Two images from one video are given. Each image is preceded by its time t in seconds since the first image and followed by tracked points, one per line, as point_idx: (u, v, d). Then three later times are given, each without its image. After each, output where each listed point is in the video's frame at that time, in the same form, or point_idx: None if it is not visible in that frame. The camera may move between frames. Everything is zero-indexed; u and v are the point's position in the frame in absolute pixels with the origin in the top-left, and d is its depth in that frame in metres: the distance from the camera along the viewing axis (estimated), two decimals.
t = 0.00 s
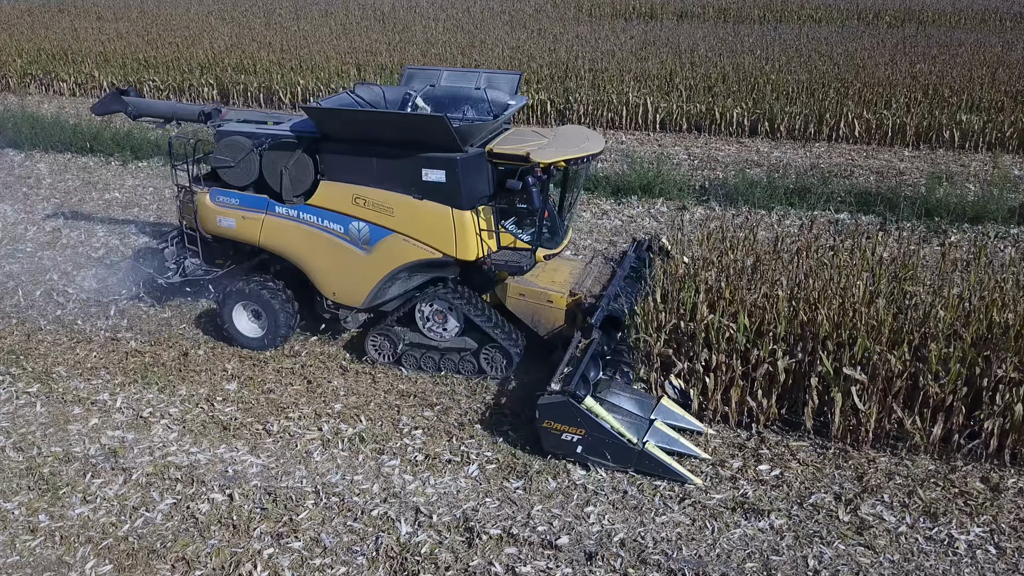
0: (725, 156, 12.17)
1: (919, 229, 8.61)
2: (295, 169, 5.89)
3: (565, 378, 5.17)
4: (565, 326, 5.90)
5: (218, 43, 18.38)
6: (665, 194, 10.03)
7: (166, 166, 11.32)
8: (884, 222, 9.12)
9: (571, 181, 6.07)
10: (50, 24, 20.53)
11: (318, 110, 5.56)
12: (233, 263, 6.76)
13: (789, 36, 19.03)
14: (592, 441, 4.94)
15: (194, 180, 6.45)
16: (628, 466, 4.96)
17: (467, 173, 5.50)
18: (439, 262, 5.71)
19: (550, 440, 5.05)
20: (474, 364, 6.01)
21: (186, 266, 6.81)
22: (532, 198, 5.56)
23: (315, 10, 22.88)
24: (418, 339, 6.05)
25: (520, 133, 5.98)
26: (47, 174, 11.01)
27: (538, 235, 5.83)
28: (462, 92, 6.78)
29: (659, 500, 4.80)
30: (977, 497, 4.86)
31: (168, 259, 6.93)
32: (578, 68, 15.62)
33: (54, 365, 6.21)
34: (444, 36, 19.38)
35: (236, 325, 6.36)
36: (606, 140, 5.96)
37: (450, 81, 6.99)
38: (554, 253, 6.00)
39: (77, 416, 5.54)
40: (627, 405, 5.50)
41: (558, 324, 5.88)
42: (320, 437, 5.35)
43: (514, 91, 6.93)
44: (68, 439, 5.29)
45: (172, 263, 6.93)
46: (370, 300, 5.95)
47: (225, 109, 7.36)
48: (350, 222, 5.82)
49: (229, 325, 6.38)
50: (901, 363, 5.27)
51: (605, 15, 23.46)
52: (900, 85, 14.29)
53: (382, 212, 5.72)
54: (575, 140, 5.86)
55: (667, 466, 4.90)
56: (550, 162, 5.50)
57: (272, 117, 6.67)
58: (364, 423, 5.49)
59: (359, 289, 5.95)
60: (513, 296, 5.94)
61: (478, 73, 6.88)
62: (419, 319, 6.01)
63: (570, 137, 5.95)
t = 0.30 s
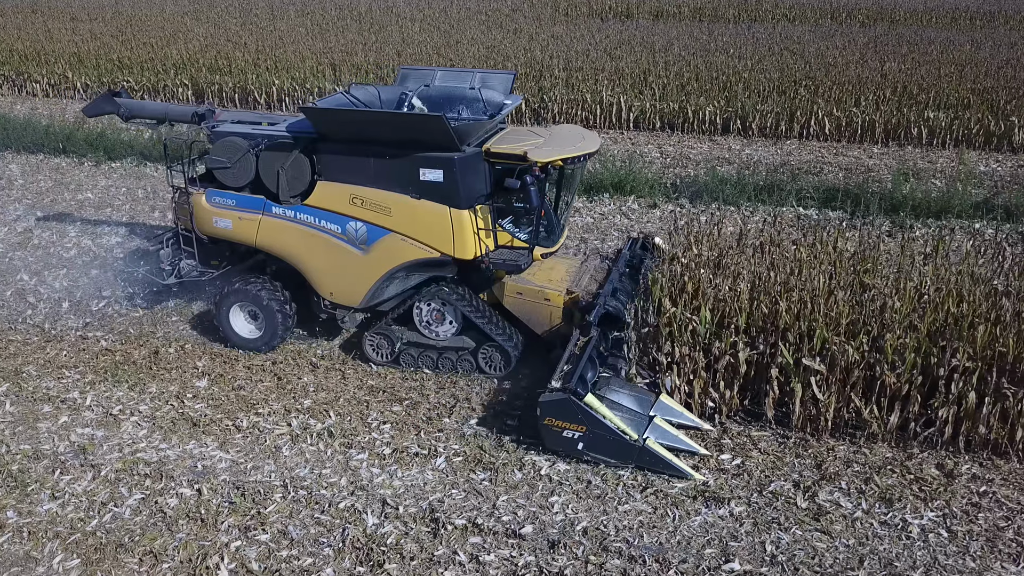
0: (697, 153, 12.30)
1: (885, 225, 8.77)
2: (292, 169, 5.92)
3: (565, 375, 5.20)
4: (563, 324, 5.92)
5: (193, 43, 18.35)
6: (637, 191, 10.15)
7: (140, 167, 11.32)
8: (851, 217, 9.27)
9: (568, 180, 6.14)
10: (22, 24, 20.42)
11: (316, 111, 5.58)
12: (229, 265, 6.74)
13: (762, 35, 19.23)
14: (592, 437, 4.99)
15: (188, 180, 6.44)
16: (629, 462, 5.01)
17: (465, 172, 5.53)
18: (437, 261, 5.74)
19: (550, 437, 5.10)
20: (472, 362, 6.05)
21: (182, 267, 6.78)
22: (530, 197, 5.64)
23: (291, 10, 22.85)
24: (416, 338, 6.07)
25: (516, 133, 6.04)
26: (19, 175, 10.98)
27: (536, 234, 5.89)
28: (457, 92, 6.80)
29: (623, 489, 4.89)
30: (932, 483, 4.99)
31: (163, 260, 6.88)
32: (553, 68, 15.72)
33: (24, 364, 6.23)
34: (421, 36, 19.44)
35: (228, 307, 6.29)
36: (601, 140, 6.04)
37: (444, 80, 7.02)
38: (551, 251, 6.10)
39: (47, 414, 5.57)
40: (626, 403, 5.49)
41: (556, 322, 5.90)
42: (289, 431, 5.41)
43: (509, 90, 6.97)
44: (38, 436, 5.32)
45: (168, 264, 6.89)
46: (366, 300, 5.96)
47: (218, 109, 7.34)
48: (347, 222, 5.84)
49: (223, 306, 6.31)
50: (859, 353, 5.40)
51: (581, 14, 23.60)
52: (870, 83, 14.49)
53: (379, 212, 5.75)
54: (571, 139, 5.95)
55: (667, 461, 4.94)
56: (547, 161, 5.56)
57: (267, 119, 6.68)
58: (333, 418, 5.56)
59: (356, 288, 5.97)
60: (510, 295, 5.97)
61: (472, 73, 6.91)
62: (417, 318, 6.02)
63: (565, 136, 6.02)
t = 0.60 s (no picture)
0: (669, 151, 12.42)
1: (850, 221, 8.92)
2: (287, 170, 5.92)
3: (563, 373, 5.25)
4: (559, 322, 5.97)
5: (166, 44, 18.29)
6: (608, 189, 10.25)
7: (112, 167, 11.31)
8: (817, 213, 9.42)
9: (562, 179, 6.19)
10: None
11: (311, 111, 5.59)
12: (224, 266, 6.73)
13: (735, 34, 19.40)
14: (592, 434, 5.04)
15: (179, 180, 6.42)
16: (628, 458, 5.06)
17: (461, 171, 5.59)
18: (434, 260, 5.81)
19: (550, 435, 5.14)
20: (468, 361, 6.10)
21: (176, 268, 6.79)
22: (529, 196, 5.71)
23: (266, 10, 22.81)
24: (412, 337, 6.12)
25: (511, 132, 6.07)
26: None
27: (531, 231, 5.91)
28: (449, 93, 6.89)
29: (585, 479, 4.99)
30: (886, 470, 5.12)
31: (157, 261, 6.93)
32: (527, 67, 15.81)
33: None
34: (397, 36, 19.47)
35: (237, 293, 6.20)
36: (595, 138, 6.08)
37: (437, 80, 7.10)
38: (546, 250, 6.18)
39: (14, 413, 5.58)
40: (624, 399, 5.58)
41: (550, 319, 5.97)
42: (255, 427, 5.46)
43: (502, 90, 7.04)
44: (4, 435, 5.33)
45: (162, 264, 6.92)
46: (362, 300, 6.02)
47: (210, 110, 7.43)
48: (342, 222, 5.87)
49: (230, 292, 6.24)
50: (817, 343, 5.55)
51: (556, 14, 23.70)
52: (840, 81, 14.67)
53: (376, 212, 5.78)
54: (566, 138, 5.98)
55: (666, 457, 5.00)
56: (543, 160, 5.60)
57: (261, 120, 6.73)
58: (300, 414, 5.61)
59: (352, 288, 6.01)
60: (506, 293, 6.04)
61: (465, 73, 6.99)
62: (413, 317, 6.07)
63: (559, 135, 6.06)
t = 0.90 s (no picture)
0: (643, 150, 12.53)
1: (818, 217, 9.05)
2: (286, 170, 5.93)
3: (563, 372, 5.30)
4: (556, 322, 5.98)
5: (141, 44, 18.23)
6: (581, 187, 10.34)
7: (86, 167, 11.29)
8: (786, 210, 9.54)
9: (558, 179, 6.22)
10: None
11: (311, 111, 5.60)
12: (221, 266, 6.75)
13: (711, 34, 19.54)
14: (592, 431, 5.07)
15: (178, 181, 6.42)
16: (629, 455, 5.10)
17: (459, 170, 5.63)
18: (432, 260, 5.84)
19: (551, 432, 5.17)
20: (467, 361, 6.08)
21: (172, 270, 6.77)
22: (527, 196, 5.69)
23: (243, 10, 22.75)
24: (411, 336, 6.11)
25: (508, 132, 6.13)
26: None
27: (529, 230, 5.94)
28: (445, 93, 6.96)
29: (550, 471, 5.07)
30: (845, 458, 5.23)
31: (153, 262, 6.88)
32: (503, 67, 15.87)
33: None
34: (374, 36, 19.48)
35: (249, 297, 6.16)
36: (592, 138, 6.15)
37: (433, 79, 7.16)
38: (543, 248, 6.19)
39: None
40: (622, 396, 5.58)
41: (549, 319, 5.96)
42: (225, 423, 5.51)
43: (498, 89, 7.12)
44: None
45: (158, 267, 6.88)
46: (360, 300, 6.05)
47: (204, 110, 7.45)
48: (341, 222, 5.89)
49: (246, 293, 6.17)
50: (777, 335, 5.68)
51: (533, 14, 23.77)
52: (812, 80, 14.83)
53: (374, 212, 5.81)
54: (562, 138, 6.05)
55: (666, 454, 5.04)
56: (540, 160, 5.66)
57: (257, 120, 6.78)
58: (270, 410, 5.67)
59: (350, 288, 6.04)
60: (504, 293, 6.00)
61: (461, 73, 7.07)
62: (412, 317, 6.06)
63: (556, 135, 6.12)
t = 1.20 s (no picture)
0: (621, 148, 12.64)
1: (790, 214, 9.16)
2: (286, 169, 5.94)
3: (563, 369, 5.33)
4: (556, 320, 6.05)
5: (120, 45, 18.19)
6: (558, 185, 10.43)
7: (64, 167, 11.30)
8: (760, 207, 9.66)
9: (559, 177, 6.23)
10: None
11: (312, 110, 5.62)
12: (221, 266, 6.76)
13: (691, 33, 19.66)
14: (594, 428, 5.11)
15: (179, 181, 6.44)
16: (629, 451, 5.14)
17: (460, 169, 5.65)
18: (433, 259, 5.86)
19: (553, 429, 5.21)
20: (468, 358, 6.14)
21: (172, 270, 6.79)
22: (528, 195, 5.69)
23: (224, 11, 22.72)
24: (412, 335, 6.15)
25: (506, 131, 6.15)
26: None
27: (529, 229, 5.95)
28: (443, 94, 6.97)
29: (518, 463, 5.15)
30: (807, 449, 5.35)
31: (154, 262, 6.90)
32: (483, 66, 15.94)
33: None
34: (355, 36, 19.52)
35: (258, 307, 6.18)
36: (590, 137, 6.19)
37: (431, 79, 7.16)
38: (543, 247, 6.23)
39: None
40: (623, 394, 5.58)
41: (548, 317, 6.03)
42: (197, 419, 5.56)
43: (496, 88, 7.12)
44: None
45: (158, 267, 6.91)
46: (360, 299, 6.06)
47: (202, 110, 7.41)
48: (342, 221, 5.90)
49: (255, 301, 6.20)
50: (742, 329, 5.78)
51: (514, 14, 23.84)
52: (789, 79, 14.98)
53: (375, 211, 5.82)
54: (561, 136, 6.09)
55: (666, 450, 5.09)
56: (542, 159, 5.68)
57: (256, 121, 6.82)
58: (242, 405, 5.73)
59: (351, 287, 6.05)
60: (505, 291, 6.06)
61: (459, 73, 7.07)
62: (413, 315, 6.10)
63: (554, 134, 6.15)
